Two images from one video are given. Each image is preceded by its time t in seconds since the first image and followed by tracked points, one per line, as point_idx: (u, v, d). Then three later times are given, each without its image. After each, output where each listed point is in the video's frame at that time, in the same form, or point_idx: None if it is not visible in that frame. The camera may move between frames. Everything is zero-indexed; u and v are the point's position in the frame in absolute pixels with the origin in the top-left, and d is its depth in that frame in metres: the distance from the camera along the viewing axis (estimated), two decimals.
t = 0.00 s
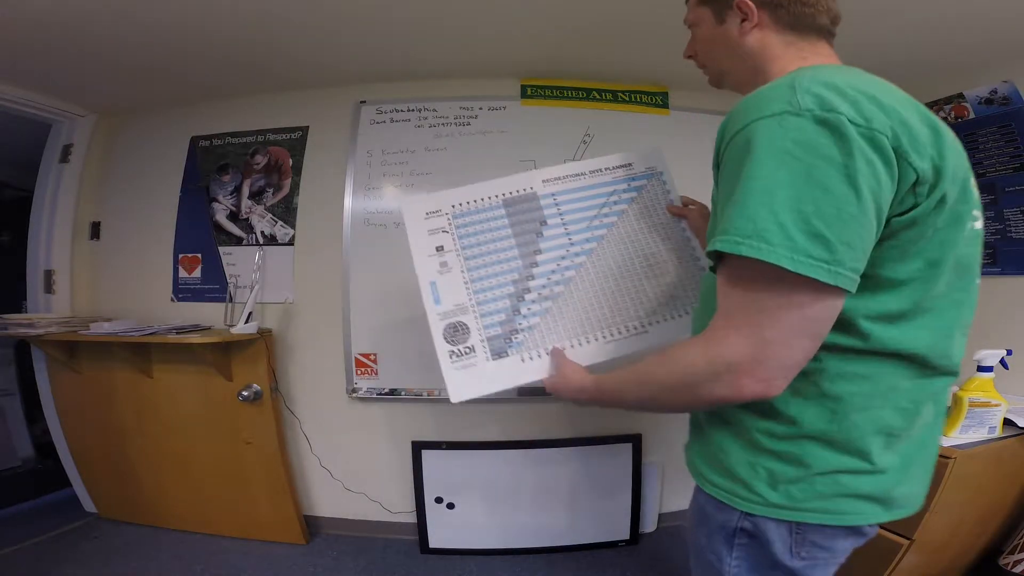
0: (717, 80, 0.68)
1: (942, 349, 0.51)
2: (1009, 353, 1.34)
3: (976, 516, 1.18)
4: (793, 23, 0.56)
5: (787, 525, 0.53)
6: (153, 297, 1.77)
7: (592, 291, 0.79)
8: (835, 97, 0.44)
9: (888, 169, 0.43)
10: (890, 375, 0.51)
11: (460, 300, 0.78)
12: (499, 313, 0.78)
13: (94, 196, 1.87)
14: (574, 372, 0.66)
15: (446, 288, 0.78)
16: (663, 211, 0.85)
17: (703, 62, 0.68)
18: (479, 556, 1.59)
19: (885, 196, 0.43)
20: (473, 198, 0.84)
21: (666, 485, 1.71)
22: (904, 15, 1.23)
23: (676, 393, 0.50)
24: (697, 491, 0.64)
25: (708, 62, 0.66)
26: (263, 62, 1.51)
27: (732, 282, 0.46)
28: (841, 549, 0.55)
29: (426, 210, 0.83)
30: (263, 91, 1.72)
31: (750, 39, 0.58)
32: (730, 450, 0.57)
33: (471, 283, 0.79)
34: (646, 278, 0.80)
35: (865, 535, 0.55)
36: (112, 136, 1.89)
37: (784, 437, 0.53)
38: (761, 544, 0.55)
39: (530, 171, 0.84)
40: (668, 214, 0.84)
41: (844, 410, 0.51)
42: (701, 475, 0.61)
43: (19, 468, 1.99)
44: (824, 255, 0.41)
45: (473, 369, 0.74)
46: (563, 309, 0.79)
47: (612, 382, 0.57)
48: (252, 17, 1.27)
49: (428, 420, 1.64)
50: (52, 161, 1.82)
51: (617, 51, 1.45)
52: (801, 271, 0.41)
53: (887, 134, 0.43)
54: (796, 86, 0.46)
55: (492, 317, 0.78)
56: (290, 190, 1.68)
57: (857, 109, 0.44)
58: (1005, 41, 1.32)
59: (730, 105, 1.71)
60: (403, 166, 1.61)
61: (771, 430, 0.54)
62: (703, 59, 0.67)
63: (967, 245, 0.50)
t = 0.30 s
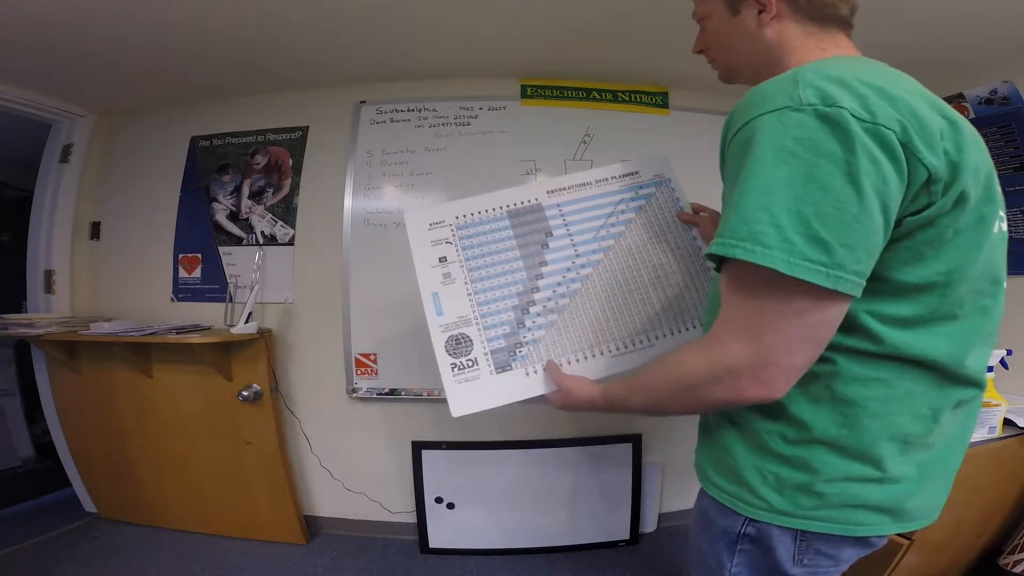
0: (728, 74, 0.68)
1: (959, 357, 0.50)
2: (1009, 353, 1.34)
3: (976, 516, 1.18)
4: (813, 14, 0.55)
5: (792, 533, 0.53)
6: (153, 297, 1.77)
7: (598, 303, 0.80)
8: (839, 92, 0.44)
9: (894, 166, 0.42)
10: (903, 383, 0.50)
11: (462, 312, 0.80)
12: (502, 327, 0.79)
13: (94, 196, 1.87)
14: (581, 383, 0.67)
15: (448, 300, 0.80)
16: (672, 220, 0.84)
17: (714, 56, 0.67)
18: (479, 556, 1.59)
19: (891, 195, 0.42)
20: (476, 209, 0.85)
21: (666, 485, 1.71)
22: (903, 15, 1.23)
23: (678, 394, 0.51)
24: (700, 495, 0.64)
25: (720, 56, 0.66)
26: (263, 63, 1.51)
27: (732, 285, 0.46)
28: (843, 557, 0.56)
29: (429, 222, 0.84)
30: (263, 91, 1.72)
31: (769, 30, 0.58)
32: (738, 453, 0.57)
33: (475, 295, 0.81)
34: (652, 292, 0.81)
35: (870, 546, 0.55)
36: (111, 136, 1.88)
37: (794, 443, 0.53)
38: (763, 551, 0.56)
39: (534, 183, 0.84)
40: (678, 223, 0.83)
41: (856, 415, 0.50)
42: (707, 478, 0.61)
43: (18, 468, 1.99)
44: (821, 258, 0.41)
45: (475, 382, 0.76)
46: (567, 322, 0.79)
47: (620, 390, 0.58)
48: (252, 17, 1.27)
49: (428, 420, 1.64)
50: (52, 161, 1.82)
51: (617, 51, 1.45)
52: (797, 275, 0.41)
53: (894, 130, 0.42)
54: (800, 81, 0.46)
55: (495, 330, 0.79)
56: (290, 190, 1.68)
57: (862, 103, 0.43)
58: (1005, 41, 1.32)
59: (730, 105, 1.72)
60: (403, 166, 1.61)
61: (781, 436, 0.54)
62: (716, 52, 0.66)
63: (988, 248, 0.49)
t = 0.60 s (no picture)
0: (743, 70, 0.67)
1: (950, 363, 0.50)
2: (1009, 353, 1.34)
3: (976, 516, 1.18)
4: (837, 10, 0.55)
5: (785, 525, 0.54)
6: (153, 297, 1.77)
7: (592, 306, 0.80)
8: (845, 108, 0.42)
9: (893, 187, 0.42)
10: (896, 385, 0.50)
11: (460, 310, 0.82)
12: (494, 324, 0.81)
13: (94, 196, 1.87)
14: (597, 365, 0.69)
15: (450, 298, 0.83)
16: (670, 228, 0.83)
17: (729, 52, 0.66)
18: (479, 556, 1.59)
19: (886, 217, 0.42)
20: (484, 216, 0.86)
21: (665, 485, 1.71)
22: (903, 15, 1.23)
23: (682, 385, 0.52)
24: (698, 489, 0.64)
25: (736, 52, 0.65)
26: (263, 62, 1.51)
27: (733, 284, 0.46)
28: (838, 550, 0.55)
29: (441, 227, 0.86)
30: (263, 91, 1.72)
31: (791, 26, 0.57)
32: (733, 448, 0.57)
33: (473, 296, 0.82)
34: (648, 299, 0.80)
35: (864, 540, 0.55)
36: (111, 136, 1.88)
37: (787, 436, 0.53)
38: (757, 544, 0.56)
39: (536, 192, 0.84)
40: (675, 231, 0.82)
41: (847, 412, 0.51)
42: (705, 471, 0.62)
43: (18, 468, 1.99)
44: (810, 280, 0.41)
45: (464, 374, 0.79)
46: (555, 323, 0.80)
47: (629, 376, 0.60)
48: (253, 17, 1.27)
49: (428, 420, 1.64)
50: (52, 161, 1.82)
51: (617, 51, 1.45)
52: (784, 294, 0.42)
53: (897, 150, 0.41)
54: (809, 93, 0.45)
55: (486, 326, 0.81)
56: (290, 190, 1.68)
57: (867, 121, 0.42)
58: (1006, 40, 1.32)
59: (730, 105, 1.72)
60: (403, 166, 1.61)
61: (773, 431, 0.54)
62: (732, 46, 0.65)
63: (984, 262, 0.49)
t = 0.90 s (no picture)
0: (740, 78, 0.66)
1: (932, 364, 0.51)
2: (1009, 353, 1.34)
3: (976, 516, 1.18)
4: (836, 23, 0.55)
5: (774, 510, 0.54)
6: (153, 297, 1.77)
7: (591, 290, 0.80)
8: (853, 127, 0.42)
9: (893, 207, 0.42)
10: (881, 382, 0.51)
11: (461, 288, 0.81)
12: (495, 302, 0.80)
13: (94, 196, 1.87)
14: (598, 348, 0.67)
15: (450, 276, 0.81)
16: (666, 217, 0.84)
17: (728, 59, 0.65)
18: (479, 556, 1.59)
19: (885, 235, 0.42)
20: (484, 195, 0.85)
21: (665, 485, 1.71)
22: (903, 15, 1.23)
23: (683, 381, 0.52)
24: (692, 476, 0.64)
25: (734, 60, 0.64)
26: (264, 63, 1.51)
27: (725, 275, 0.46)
28: (822, 538, 0.55)
29: (440, 203, 0.85)
30: (263, 91, 1.72)
31: (793, 37, 0.57)
32: (724, 436, 0.58)
33: (474, 272, 0.81)
34: (644, 283, 0.81)
35: (850, 527, 0.55)
36: (111, 136, 1.88)
37: (776, 426, 0.53)
38: (745, 530, 0.56)
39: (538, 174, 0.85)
40: (670, 220, 0.84)
41: (835, 405, 0.51)
42: (699, 459, 0.63)
43: (18, 468, 1.99)
44: (812, 295, 0.42)
45: (466, 351, 0.78)
46: (556, 303, 0.80)
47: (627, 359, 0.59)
48: (253, 16, 1.27)
49: (428, 420, 1.64)
50: (53, 161, 1.82)
51: (617, 51, 1.45)
52: (786, 307, 0.42)
53: (901, 171, 0.41)
54: (818, 110, 0.44)
55: (488, 305, 0.80)
56: (290, 190, 1.68)
57: (875, 141, 0.42)
58: (1006, 40, 1.32)
59: (730, 105, 1.72)
60: (404, 166, 1.61)
61: (762, 421, 0.54)
62: (730, 57, 0.64)
63: (968, 275, 0.50)
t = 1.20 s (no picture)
0: (753, 85, 0.64)
1: (929, 360, 0.52)
2: (1009, 353, 1.34)
3: (976, 515, 1.18)
4: (853, 35, 0.57)
5: (773, 505, 0.54)
6: (153, 297, 1.77)
7: (598, 272, 0.80)
8: (874, 131, 0.43)
9: (911, 210, 0.42)
10: (880, 379, 0.51)
11: (468, 272, 0.79)
12: (502, 285, 0.79)
13: (94, 196, 1.87)
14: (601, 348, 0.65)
15: (456, 259, 0.80)
16: (667, 202, 0.86)
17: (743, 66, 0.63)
18: (479, 556, 1.59)
19: (904, 236, 0.42)
20: (489, 177, 0.84)
21: (665, 485, 1.71)
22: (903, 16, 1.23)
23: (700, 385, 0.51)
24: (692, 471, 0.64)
25: (752, 65, 0.61)
26: (264, 62, 1.51)
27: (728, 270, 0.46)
28: (820, 531, 0.56)
29: (443, 185, 0.83)
30: (263, 92, 1.72)
31: (815, 45, 0.56)
32: (722, 432, 0.57)
33: (480, 256, 0.80)
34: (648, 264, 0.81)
35: (847, 519, 0.55)
36: (111, 136, 1.88)
37: (776, 422, 0.53)
38: (746, 524, 0.56)
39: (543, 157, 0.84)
40: (671, 206, 0.86)
41: (834, 401, 0.51)
42: (697, 454, 0.62)
43: (19, 468, 1.99)
44: (838, 292, 0.42)
45: (474, 336, 0.77)
46: (562, 286, 0.80)
47: (637, 363, 0.57)
48: (252, 16, 1.27)
49: (428, 420, 1.64)
50: (53, 161, 1.82)
51: (617, 51, 1.45)
52: (815, 304, 0.41)
53: (921, 175, 0.42)
54: (839, 114, 0.44)
55: (495, 289, 0.79)
56: (290, 190, 1.68)
57: (896, 147, 0.42)
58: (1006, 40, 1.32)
59: (730, 105, 1.72)
60: (404, 166, 1.61)
61: (762, 417, 0.54)
62: (741, 61, 0.62)
63: (966, 275, 0.51)
